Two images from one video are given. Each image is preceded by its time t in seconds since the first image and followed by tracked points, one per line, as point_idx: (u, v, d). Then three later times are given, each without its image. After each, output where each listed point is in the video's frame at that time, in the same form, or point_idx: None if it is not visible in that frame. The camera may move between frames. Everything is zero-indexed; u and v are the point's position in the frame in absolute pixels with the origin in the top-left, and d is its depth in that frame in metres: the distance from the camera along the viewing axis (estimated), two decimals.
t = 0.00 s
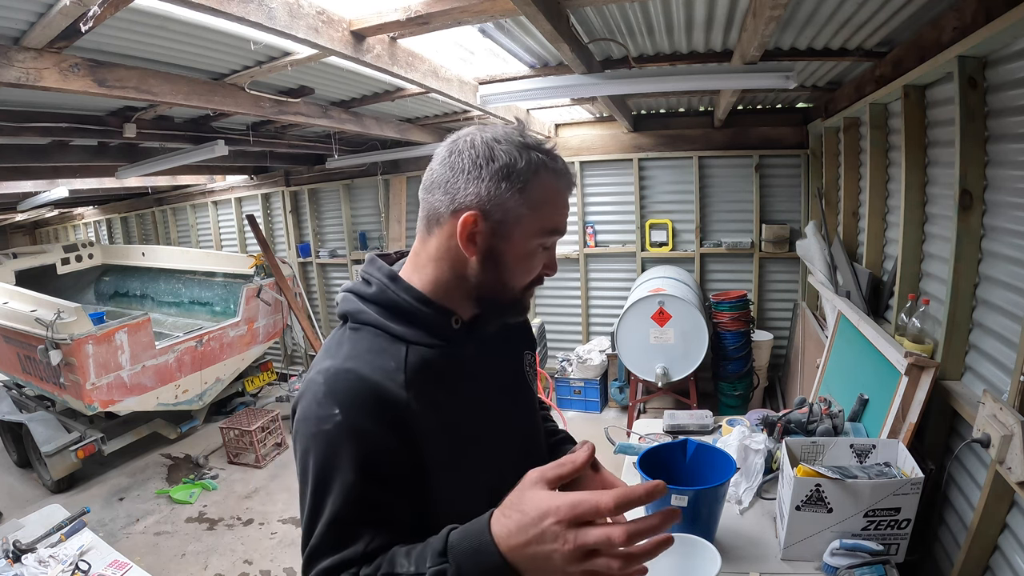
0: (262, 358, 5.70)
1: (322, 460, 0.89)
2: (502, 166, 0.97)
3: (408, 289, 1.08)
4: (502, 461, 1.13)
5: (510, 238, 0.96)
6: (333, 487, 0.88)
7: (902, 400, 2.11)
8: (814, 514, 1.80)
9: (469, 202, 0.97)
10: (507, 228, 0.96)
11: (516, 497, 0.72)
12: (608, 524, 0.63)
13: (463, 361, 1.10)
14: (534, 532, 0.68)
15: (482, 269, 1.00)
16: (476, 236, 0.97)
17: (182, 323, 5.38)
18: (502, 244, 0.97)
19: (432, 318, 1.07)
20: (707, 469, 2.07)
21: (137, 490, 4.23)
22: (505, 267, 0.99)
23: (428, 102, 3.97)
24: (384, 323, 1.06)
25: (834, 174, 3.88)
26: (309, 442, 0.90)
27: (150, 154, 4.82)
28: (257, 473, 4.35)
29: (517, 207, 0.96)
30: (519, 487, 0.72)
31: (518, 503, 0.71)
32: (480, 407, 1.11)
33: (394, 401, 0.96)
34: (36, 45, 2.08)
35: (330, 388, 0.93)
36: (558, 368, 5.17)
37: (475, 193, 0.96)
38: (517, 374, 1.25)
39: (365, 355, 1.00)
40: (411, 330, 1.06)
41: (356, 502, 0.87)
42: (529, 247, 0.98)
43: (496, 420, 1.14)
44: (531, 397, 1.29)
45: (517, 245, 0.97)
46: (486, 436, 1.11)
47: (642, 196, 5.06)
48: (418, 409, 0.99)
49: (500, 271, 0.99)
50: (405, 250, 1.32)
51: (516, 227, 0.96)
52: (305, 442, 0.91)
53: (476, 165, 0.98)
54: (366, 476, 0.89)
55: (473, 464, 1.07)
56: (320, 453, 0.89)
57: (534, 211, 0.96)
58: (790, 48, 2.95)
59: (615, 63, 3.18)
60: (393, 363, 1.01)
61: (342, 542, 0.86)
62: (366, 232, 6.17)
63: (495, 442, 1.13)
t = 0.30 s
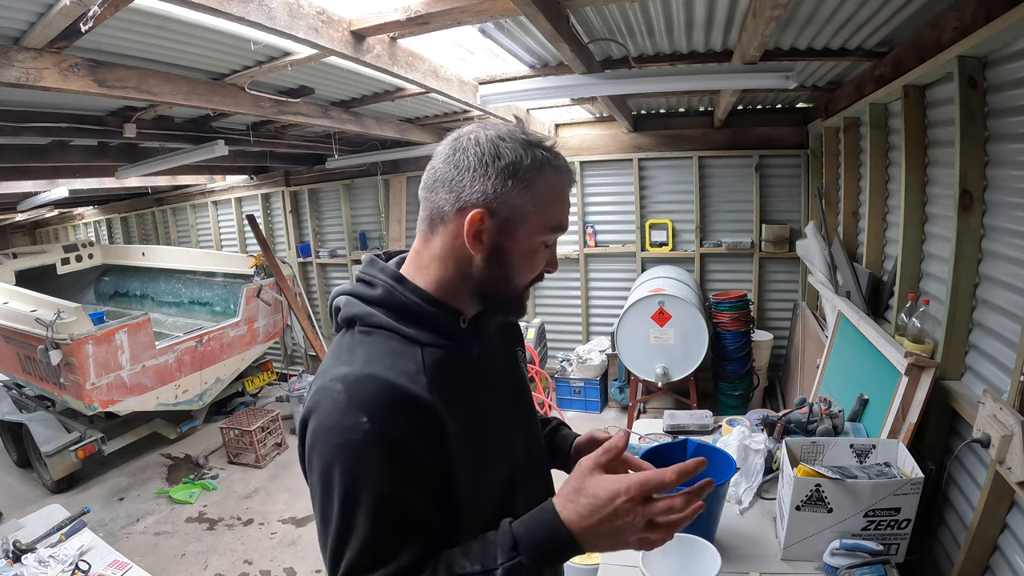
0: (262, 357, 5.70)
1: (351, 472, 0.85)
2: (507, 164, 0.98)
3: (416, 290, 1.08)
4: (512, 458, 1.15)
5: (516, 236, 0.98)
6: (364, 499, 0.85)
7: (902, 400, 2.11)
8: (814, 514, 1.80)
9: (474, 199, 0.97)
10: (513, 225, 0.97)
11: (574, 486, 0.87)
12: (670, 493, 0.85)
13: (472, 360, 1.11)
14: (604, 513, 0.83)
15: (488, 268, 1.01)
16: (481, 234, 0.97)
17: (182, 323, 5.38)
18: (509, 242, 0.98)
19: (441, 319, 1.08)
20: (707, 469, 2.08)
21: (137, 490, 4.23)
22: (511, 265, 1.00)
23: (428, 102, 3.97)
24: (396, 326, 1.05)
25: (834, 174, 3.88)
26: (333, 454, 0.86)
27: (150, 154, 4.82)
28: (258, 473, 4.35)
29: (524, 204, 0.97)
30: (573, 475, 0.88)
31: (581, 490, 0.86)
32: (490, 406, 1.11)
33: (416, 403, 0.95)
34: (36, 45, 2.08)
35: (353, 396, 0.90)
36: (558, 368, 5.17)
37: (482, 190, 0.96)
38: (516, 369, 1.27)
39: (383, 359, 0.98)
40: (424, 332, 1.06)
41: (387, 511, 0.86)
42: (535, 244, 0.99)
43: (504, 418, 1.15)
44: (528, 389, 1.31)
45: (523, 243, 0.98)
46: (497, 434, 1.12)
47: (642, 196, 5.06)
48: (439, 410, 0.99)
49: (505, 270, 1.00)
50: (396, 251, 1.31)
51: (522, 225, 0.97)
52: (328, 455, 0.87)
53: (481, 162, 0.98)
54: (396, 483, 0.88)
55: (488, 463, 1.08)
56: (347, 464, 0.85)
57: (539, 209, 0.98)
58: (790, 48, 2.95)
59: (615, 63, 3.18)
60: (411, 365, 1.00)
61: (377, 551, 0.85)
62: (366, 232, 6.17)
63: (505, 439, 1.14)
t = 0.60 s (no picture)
0: (262, 358, 5.70)
1: (347, 469, 0.86)
2: (493, 156, 0.97)
3: (417, 288, 1.08)
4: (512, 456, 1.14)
5: (503, 231, 0.96)
6: (359, 498, 0.85)
7: (902, 400, 2.11)
8: (814, 513, 1.80)
9: (458, 192, 0.98)
10: (499, 219, 0.96)
11: (581, 501, 1.01)
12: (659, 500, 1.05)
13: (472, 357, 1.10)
14: (609, 526, 0.99)
15: (477, 263, 1.01)
16: (467, 228, 0.97)
17: (182, 323, 5.38)
18: (496, 237, 0.97)
19: (442, 316, 1.07)
20: (707, 469, 2.08)
21: (137, 490, 4.23)
22: (501, 262, 0.99)
23: (428, 102, 3.97)
24: (398, 323, 1.05)
25: (834, 174, 3.88)
26: (329, 451, 0.86)
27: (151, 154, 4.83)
28: (258, 473, 4.35)
29: (509, 199, 0.95)
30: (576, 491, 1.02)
31: (588, 505, 1.00)
32: (491, 404, 1.11)
33: (417, 400, 0.95)
34: (36, 45, 2.08)
35: (352, 395, 0.90)
36: (558, 368, 5.17)
37: (467, 183, 0.97)
38: (518, 368, 1.26)
39: (383, 357, 0.98)
40: (424, 329, 1.05)
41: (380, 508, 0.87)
42: (524, 241, 0.97)
43: (505, 415, 1.15)
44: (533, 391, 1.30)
45: (510, 237, 0.97)
46: (498, 433, 1.11)
47: (642, 196, 5.06)
48: (438, 409, 0.98)
49: (494, 265, 1.00)
50: (398, 247, 1.32)
51: (508, 219, 0.96)
52: (325, 451, 0.87)
53: (469, 155, 0.99)
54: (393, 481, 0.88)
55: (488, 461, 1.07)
56: (344, 461, 0.86)
57: (528, 203, 0.96)
58: (790, 48, 2.95)
59: (615, 63, 3.18)
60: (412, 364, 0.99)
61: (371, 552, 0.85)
62: (366, 232, 6.17)
63: (506, 437, 1.13)
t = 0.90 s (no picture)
0: (262, 357, 5.70)
1: (297, 457, 0.92)
2: (459, 163, 0.96)
3: (403, 291, 1.07)
4: (493, 463, 1.11)
5: (468, 238, 0.93)
6: (304, 485, 0.91)
7: (901, 400, 2.11)
8: (814, 513, 1.80)
9: (427, 200, 0.97)
10: (464, 226, 0.93)
11: (535, 534, 0.93)
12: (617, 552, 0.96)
13: (455, 362, 1.06)
14: (555, 567, 0.90)
15: (450, 270, 0.99)
16: (436, 234, 0.97)
17: (182, 323, 5.38)
18: (463, 243, 0.94)
19: (425, 321, 1.05)
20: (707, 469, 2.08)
21: (137, 490, 4.23)
22: (470, 269, 0.96)
23: (428, 102, 3.97)
24: (377, 324, 1.05)
25: (834, 174, 3.88)
26: (287, 436, 0.94)
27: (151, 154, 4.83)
28: (258, 473, 4.35)
29: (473, 204, 0.93)
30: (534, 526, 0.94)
31: (541, 538, 0.92)
32: (472, 410, 1.07)
33: (374, 400, 0.96)
34: (36, 45, 2.08)
35: (311, 387, 0.96)
36: (558, 368, 5.17)
37: (436, 190, 0.96)
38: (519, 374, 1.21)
39: (351, 355, 1.00)
40: (402, 330, 1.04)
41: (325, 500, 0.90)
42: (491, 248, 0.93)
43: (490, 422, 1.10)
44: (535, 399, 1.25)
45: (476, 244, 0.93)
46: (478, 441, 1.08)
47: (642, 196, 5.06)
48: (401, 411, 0.98)
49: (466, 273, 0.97)
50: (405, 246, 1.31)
51: (473, 225, 0.93)
52: (285, 436, 0.95)
53: (439, 162, 0.98)
54: (342, 475, 0.92)
55: (458, 467, 1.05)
56: (295, 449, 0.92)
57: (494, 209, 0.92)
58: (790, 48, 2.95)
59: (615, 63, 3.18)
60: (378, 366, 0.99)
61: (314, 537, 0.89)
62: (366, 232, 6.17)
63: (488, 444, 1.10)
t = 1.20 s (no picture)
0: (262, 357, 5.70)
1: (274, 436, 1.00)
2: (422, 164, 0.95)
3: (390, 291, 1.07)
4: (467, 473, 1.06)
5: (433, 240, 0.93)
6: (275, 462, 0.99)
7: (901, 399, 2.11)
8: (814, 513, 1.80)
9: (398, 201, 0.98)
10: (428, 228, 0.93)
11: (476, 559, 0.82)
12: None
13: (431, 364, 1.04)
14: None
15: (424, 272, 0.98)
16: (408, 236, 0.97)
17: (182, 323, 5.38)
18: (429, 245, 0.94)
19: (407, 322, 1.04)
20: (707, 469, 2.08)
21: (137, 490, 4.23)
22: (439, 272, 0.95)
23: (428, 101, 3.97)
24: (362, 321, 1.06)
25: (834, 174, 3.88)
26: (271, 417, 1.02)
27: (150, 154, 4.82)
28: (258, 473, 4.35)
29: (433, 207, 0.91)
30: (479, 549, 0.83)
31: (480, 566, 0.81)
32: (444, 417, 1.03)
33: (340, 397, 0.98)
34: (36, 45, 2.08)
35: (292, 375, 1.02)
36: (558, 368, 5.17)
37: (406, 192, 0.96)
38: (513, 381, 1.15)
39: (330, 350, 1.03)
40: (385, 329, 1.05)
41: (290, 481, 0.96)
42: (451, 250, 0.91)
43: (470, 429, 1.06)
44: (532, 407, 1.18)
45: (438, 246, 0.92)
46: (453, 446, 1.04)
47: (642, 196, 5.06)
48: (369, 408, 0.99)
49: (435, 276, 0.96)
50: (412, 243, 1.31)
51: (435, 227, 0.92)
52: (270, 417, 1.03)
53: (407, 165, 0.98)
54: (301, 462, 0.96)
55: (427, 474, 1.03)
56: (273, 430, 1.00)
57: (454, 210, 0.90)
58: (790, 48, 2.95)
59: (615, 63, 3.18)
60: (350, 360, 1.01)
61: (278, 510, 0.97)
62: (366, 232, 6.17)
63: (461, 452, 1.05)
